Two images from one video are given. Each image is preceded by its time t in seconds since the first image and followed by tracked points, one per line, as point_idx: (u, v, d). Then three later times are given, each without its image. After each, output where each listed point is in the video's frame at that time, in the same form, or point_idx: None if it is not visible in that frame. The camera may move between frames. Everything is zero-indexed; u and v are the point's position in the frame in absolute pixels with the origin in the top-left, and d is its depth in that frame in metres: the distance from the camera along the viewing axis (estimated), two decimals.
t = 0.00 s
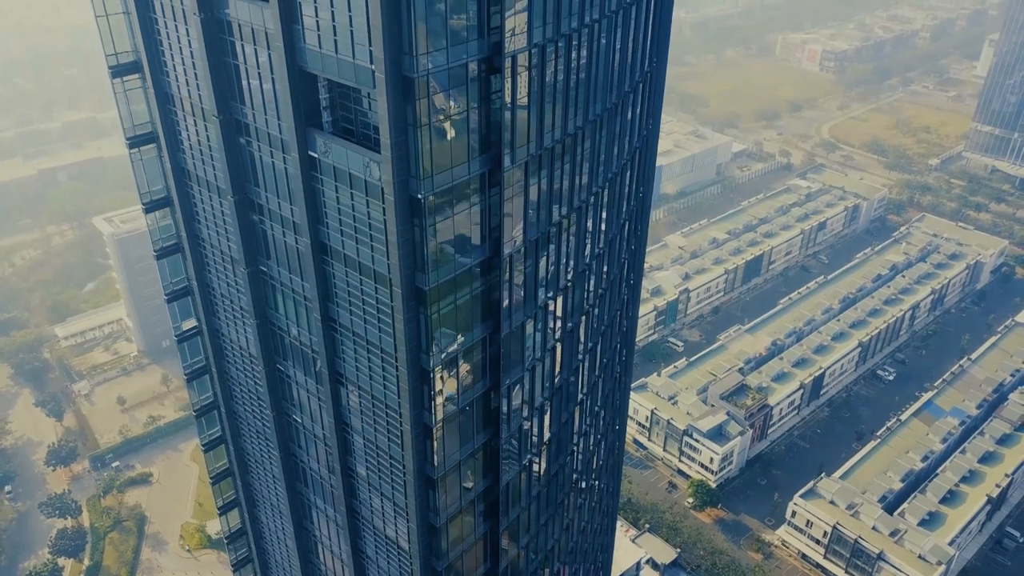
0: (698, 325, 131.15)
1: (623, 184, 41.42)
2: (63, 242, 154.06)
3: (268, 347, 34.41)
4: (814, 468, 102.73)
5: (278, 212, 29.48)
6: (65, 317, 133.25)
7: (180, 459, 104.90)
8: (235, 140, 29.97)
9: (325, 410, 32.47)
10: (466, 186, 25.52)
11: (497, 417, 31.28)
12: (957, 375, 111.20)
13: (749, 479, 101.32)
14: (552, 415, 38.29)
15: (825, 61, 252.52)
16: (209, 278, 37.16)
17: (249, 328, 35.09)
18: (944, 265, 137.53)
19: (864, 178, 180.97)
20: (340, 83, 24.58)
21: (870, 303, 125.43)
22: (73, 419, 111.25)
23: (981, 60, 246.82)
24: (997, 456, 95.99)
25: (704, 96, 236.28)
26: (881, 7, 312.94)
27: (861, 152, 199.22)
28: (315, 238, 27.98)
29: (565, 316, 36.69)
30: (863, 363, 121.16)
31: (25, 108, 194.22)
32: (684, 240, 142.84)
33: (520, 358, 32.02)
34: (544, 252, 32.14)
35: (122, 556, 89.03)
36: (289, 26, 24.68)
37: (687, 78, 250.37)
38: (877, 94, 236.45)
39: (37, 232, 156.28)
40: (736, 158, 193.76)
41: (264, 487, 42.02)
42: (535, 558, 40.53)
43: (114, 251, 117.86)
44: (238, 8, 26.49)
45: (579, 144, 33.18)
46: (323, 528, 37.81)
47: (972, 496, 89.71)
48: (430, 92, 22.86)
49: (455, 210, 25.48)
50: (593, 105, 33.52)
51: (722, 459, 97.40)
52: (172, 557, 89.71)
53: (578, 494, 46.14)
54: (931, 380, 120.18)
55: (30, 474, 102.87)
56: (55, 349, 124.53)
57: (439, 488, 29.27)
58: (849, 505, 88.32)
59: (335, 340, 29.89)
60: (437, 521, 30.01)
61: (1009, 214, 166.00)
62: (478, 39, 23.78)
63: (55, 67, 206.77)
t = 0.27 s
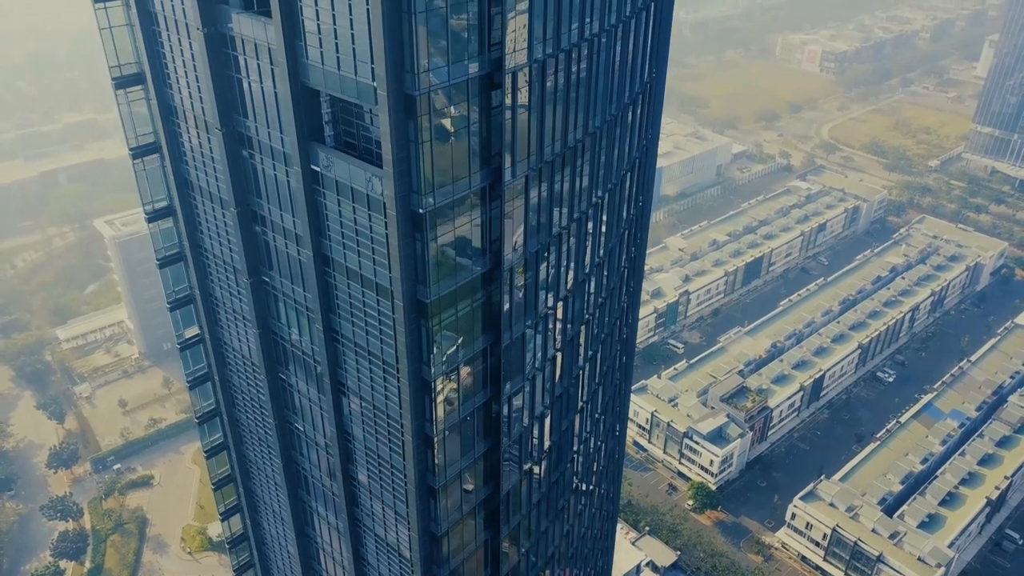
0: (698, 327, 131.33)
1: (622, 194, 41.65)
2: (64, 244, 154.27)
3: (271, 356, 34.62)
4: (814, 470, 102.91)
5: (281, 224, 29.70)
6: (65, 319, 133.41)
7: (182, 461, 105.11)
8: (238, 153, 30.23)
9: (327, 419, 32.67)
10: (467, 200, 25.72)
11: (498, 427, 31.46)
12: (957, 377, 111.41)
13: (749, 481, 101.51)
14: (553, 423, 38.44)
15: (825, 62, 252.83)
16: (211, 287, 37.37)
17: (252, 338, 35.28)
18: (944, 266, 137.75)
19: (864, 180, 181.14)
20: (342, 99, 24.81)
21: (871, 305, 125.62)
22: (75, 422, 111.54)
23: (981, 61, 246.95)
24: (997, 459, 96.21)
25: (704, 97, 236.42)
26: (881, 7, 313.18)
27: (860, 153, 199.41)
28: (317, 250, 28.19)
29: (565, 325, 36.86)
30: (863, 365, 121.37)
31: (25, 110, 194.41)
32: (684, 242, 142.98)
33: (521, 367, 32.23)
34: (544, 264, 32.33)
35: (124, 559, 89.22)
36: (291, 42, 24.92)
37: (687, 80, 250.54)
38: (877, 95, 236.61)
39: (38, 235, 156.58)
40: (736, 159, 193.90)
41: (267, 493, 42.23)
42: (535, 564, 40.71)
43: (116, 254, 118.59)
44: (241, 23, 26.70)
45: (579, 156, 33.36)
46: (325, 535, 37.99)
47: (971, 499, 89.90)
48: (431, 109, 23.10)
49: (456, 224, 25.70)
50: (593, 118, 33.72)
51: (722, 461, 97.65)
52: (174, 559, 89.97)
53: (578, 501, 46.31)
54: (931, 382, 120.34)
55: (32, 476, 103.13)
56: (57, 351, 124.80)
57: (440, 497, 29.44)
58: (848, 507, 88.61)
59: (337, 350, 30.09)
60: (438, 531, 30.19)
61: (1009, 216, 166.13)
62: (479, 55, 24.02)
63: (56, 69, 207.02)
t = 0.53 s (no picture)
0: (698, 328, 131.54)
1: (622, 202, 41.86)
2: (65, 245, 154.48)
3: (273, 364, 34.83)
4: (814, 471, 103.13)
5: (283, 234, 29.89)
6: (67, 320, 133.66)
7: (183, 462, 105.36)
8: (241, 164, 30.44)
9: (329, 427, 32.88)
10: (468, 213, 25.93)
11: (498, 435, 31.65)
12: (956, 379, 111.65)
13: (749, 483, 101.74)
14: (553, 430, 38.66)
15: (825, 63, 253.02)
16: (214, 295, 37.55)
17: (254, 346, 35.48)
18: (944, 268, 137.95)
19: (864, 180, 181.34)
20: (344, 112, 25.03)
21: (870, 306, 125.84)
22: (76, 423, 111.81)
23: (980, 61, 247.09)
24: (996, 460, 96.47)
25: (704, 97, 236.60)
26: (882, 8, 313.39)
27: (860, 154, 199.59)
28: (319, 260, 28.39)
29: (565, 333, 37.07)
30: (863, 366, 121.59)
31: (26, 111, 194.67)
32: (683, 242, 143.18)
33: (521, 376, 32.40)
34: (544, 274, 32.51)
35: (125, 560, 89.48)
36: (294, 56, 25.15)
37: (687, 80, 250.73)
38: (877, 95, 236.73)
39: (39, 235, 156.80)
40: (736, 160, 194.05)
41: (268, 499, 42.47)
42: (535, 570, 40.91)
43: (117, 255, 118.81)
44: (245, 37, 26.92)
45: (579, 167, 33.58)
46: (326, 540, 38.26)
47: (970, 500, 90.15)
48: (433, 124, 23.32)
49: (457, 236, 25.89)
50: (592, 129, 33.92)
51: (721, 463, 97.88)
52: (175, 560, 90.28)
53: (578, 506, 46.51)
54: (930, 383, 120.55)
55: (33, 477, 103.39)
56: (58, 352, 125.06)
57: (441, 505, 29.65)
58: (847, 509, 88.89)
59: (339, 360, 30.31)
60: (439, 538, 30.41)
61: (1009, 217, 166.31)
62: (480, 70, 24.27)
63: (56, 70, 207.22)
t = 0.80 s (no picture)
0: (698, 330, 131.79)
1: (621, 211, 42.11)
2: (65, 247, 154.68)
3: (275, 372, 35.08)
4: (813, 473, 103.37)
5: (285, 244, 30.13)
6: (67, 322, 133.86)
7: (184, 464, 105.61)
8: (243, 176, 30.70)
9: (330, 435, 33.13)
10: (468, 226, 26.19)
11: (498, 444, 31.91)
12: (955, 381, 111.86)
13: (749, 485, 102.00)
14: (553, 438, 38.91)
15: (825, 64, 253.29)
16: (215, 303, 37.79)
17: (256, 354, 35.74)
18: (943, 270, 138.20)
19: (863, 182, 181.64)
20: (346, 127, 25.27)
21: (870, 308, 126.12)
22: (77, 425, 112.06)
23: (980, 62, 247.31)
24: (995, 462, 96.71)
25: (704, 99, 236.80)
26: (882, 8, 313.66)
27: (860, 155, 199.82)
28: (320, 271, 28.65)
29: (565, 342, 37.29)
30: (862, 368, 121.81)
31: (27, 112, 194.91)
32: (683, 244, 143.41)
33: (521, 385, 32.65)
34: (543, 285, 32.74)
35: (127, 562, 89.81)
36: (296, 71, 25.39)
37: (688, 81, 251.00)
38: (878, 96, 236.93)
39: (40, 237, 157.05)
40: (736, 161, 194.22)
41: (269, 505, 42.75)
42: None
43: (117, 257, 119.13)
44: (247, 51, 27.20)
45: (578, 179, 33.80)
46: (327, 546, 38.51)
47: (969, 503, 90.40)
48: (433, 139, 23.55)
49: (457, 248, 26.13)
50: (592, 140, 34.16)
51: (721, 465, 98.10)
52: (176, 562, 90.55)
53: (577, 512, 46.78)
54: (929, 385, 120.78)
55: (35, 480, 103.65)
56: (59, 354, 125.27)
57: (441, 513, 29.91)
58: (846, 512, 89.11)
59: (340, 369, 30.57)
60: (439, 546, 30.66)
61: (1008, 219, 166.52)
62: (480, 86, 24.53)
63: (57, 70, 207.25)
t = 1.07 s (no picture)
0: (697, 332, 131.97)
1: (620, 220, 42.33)
2: (66, 249, 154.84)
3: (276, 381, 35.27)
4: (813, 476, 103.52)
5: (286, 255, 30.30)
6: (68, 325, 134.03)
7: (184, 467, 105.79)
8: (244, 187, 30.90)
9: (331, 443, 33.33)
10: (468, 239, 26.41)
11: (498, 453, 32.12)
12: (954, 384, 112.01)
13: (748, 487, 102.21)
14: (553, 445, 39.11)
15: (824, 65, 253.53)
16: (217, 312, 37.95)
17: (257, 362, 35.94)
18: (942, 272, 138.40)
19: (863, 184, 181.79)
20: (346, 141, 25.49)
21: (869, 310, 126.39)
22: (77, 427, 112.24)
23: (980, 64, 247.49)
24: (994, 465, 96.88)
25: (704, 100, 237.00)
26: (881, 10, 314.02)
27: (859, 157, 200.01)
28: (322, 282, 28.84)
29: (564, 352, 37.48)
30: (862, 370, 121.96)
31: (28, 114, 195.37)
32: (683, 247, 143.59)
33: (521, 395, 32.86)
34: (543, 296, 32.93)
35: (127, 565, 89.99)
36: (297, 87, 25.60)
37: (687, 83, 251.26)
38: (877, 98, 237.21)
39: (40, 239, 157.27)
40: (736, 163, 194.39)
41: (270, 511, 42.96)
42: None
43: (117, 260, 119.37)
44: (249, 65, 27.40)
45: (577, 190, 34.00)
46: (327, 552, 38.70)
47: (968, 505, 90.57)
48: (434, 154, 23.75)
49: (457, 261, 26.32)
50: (591, 152, 34.38)
51: (720, 468, 98.27)
52: (176, 565, 90.72)
53: (577, 519, 47.00)
54: (929, 388, 120.96)
55: (35, 482, 103.83)
56: (59, 356, 125.45)
57: (442, 522, 30.10)
58: (846, 514, 89.30)
59: (341, 378, 30.76)
60: (439, 554, 30.86)
61: (1008, 220, 166.63)
62: (480, 101, 24.77)
63: (57, 72, 207.39)
